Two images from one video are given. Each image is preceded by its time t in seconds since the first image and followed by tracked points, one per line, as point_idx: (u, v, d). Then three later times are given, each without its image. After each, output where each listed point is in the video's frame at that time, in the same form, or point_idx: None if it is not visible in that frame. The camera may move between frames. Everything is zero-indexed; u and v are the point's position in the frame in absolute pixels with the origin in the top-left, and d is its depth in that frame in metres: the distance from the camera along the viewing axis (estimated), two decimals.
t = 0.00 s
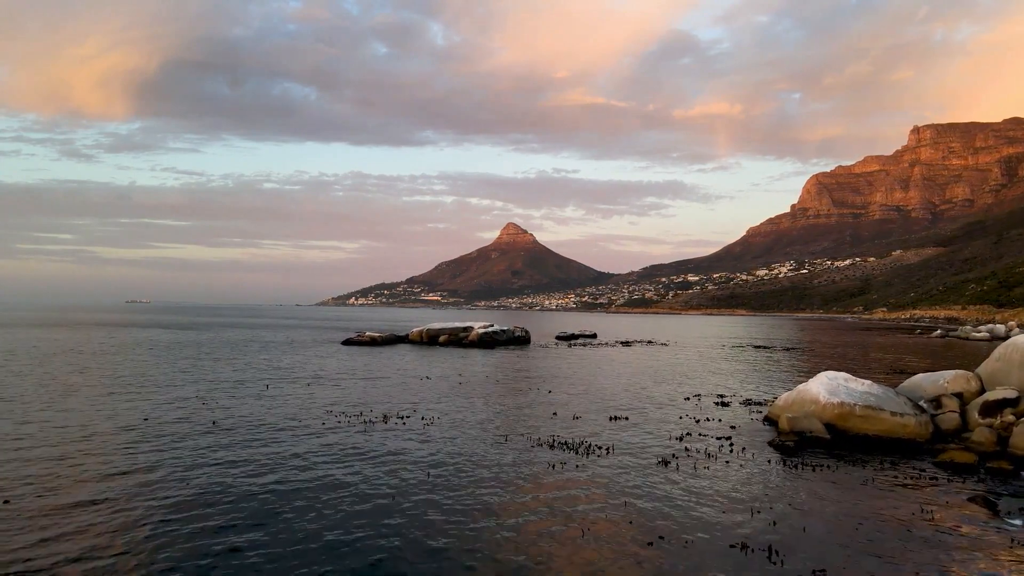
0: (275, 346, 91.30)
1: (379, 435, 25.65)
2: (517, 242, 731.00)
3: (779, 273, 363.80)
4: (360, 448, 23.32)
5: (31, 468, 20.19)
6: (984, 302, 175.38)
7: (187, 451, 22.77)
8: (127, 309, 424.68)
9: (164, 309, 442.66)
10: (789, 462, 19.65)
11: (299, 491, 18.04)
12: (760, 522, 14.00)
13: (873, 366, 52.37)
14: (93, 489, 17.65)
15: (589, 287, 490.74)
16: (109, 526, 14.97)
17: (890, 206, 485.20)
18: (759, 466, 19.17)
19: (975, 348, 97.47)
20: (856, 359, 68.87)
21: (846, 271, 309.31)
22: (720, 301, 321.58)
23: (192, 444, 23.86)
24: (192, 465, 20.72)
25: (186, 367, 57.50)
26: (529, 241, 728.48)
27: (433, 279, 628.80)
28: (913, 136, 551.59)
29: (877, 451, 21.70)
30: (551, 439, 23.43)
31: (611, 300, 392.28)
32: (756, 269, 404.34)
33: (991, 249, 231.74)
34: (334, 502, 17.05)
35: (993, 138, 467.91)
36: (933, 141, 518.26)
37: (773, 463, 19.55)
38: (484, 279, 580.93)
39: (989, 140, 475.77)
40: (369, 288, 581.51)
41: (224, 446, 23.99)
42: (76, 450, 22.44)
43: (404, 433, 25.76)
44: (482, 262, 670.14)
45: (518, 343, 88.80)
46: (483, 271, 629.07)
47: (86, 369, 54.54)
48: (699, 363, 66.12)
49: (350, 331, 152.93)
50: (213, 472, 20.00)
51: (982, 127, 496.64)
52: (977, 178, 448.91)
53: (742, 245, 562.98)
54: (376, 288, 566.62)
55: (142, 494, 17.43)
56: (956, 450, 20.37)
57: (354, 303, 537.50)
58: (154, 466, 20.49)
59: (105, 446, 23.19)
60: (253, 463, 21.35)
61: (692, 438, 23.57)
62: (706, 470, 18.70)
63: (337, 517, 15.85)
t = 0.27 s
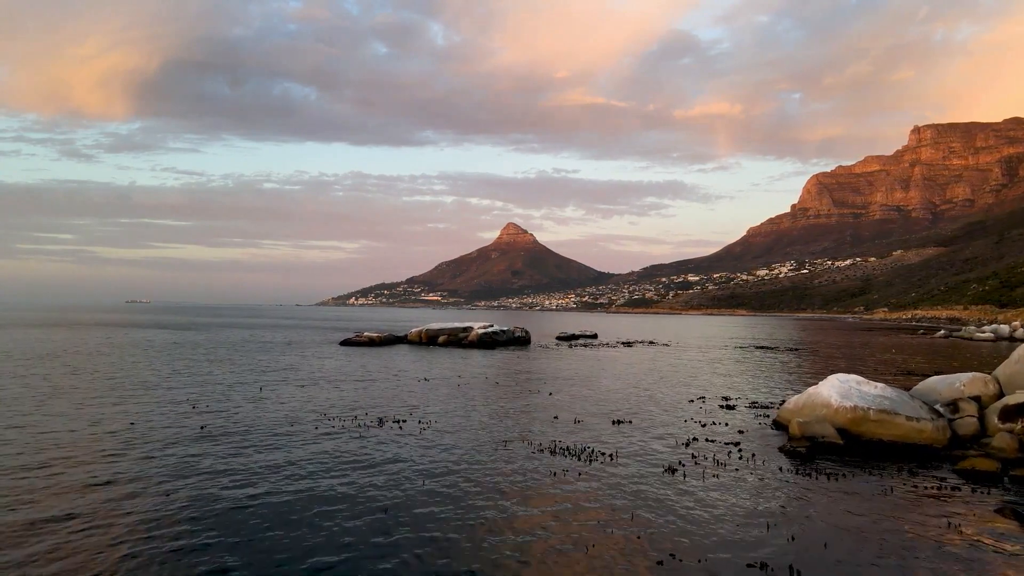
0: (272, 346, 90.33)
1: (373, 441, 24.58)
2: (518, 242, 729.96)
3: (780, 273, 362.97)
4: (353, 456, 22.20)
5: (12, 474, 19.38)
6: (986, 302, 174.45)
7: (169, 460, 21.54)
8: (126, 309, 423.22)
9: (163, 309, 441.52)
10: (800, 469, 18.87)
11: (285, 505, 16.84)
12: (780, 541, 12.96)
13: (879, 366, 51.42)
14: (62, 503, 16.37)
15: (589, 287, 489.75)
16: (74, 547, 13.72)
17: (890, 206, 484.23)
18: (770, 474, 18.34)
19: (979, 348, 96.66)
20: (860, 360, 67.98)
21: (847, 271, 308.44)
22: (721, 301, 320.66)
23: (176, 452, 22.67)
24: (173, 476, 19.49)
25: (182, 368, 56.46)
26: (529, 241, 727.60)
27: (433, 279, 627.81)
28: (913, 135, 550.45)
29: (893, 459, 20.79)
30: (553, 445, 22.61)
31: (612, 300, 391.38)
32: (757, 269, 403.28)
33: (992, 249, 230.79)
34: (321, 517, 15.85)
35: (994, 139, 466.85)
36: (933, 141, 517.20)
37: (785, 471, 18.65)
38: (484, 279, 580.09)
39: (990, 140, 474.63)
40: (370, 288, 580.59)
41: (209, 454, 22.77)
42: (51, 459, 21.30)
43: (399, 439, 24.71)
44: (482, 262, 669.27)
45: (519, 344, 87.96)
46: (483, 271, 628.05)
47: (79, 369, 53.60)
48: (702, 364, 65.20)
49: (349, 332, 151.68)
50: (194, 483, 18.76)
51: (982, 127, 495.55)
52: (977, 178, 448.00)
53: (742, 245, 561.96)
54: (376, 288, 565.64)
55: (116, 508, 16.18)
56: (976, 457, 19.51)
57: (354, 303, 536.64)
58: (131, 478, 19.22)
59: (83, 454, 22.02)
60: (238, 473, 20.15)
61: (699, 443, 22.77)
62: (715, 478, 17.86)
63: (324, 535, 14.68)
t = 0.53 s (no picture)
0: (270, 346, 89.31)
1: (367, 445, 23.59)
2: (518, 242, 728.96)
3: (780, 273, 361.98)
4: (345, 462, 21.18)
5: None
6: (988, 302, 173.41)
7: (150, 464, 20.39)
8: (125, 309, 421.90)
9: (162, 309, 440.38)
10: (814, 478, 18.01)
11: (271, 521, 15.74)
12: (803, 565, 11.96)
13: (886, 367, 50.43)
14: (28, 520, 15.18)
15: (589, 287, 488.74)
16: (44, 568, 12.70)
17: (891, 206, 483.16)
18: (783, 483, 17.48)
19: (984, 348, 95.65)
20: (865, 361, 67.05)
21: (847, 271, 307.41)
22: (721, 301, 319.59)
23: (159, 455, 21.55)
24: (153, 484, 18.33)
25: (177, 368, 55.48)
26: (529, 241, 726.61)
27: (433, 279, 626.84)
28: (914, 135, 549.32)
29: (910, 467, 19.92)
30: (554, 451, 21.73)
31: (612, 300, 390.32)
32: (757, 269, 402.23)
33: (994, 249, 229.74)
34: (309, 535, 14.78)
35: (994, 138, 465.71)
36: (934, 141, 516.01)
37: (798, 480, 17.77)
38: (484, 279, 579.03)
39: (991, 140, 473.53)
40: (370, 288, 579.52)
41: (193, 457, 21.62)
42: (25, 464, 20.08)
43: (394, 443, 23.74)
44: (482, 262, 668.29)
45: (519, 344, 87.03)
46: (483, 271, 627.00)
47: (72, 369, 52.61)
48: (704, 365, 64.26)
49: (348, 332, 150.60)
50: (176, 493, 17.65)
51: (983, 126, 494.45)
52: (978, 178, 446.85)
53: (743, 245, 560.91)
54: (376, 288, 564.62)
55: (88, 525, 15.02)
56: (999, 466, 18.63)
57: (353, 303, 535.54)
58: (107, 486, 18.02)
59: (59, 459, 20.84)
60: (223, 481, 19.05)
61: (706, 449, 21.91)
62: (726, 488, 17.02)
63: (313, 557, 13.64)
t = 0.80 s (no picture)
0: (267, 347, 88.32)
1: (361, 452, 22.39)
2: (517, 242, 728.21)
3: (781, 273, 361.13)
4: (338, 471, 20.16)
5: None
6: (990, 302, 172.52)
7: (130, 470, 19.16)
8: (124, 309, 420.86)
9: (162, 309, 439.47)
10: (830, 487, 17.06)
11: (257, 538, 14.51)
12: None
13: (894, 367, 49.44)
14: None
15: (589, 287, 487.76)
16: None
17: (891, 206, 482.30)
18: (799, 493, 16.54)
19: (988, 348, 94.77)
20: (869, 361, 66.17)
21: (848, 271, 306.54)
22: (722, 301, 318.67)
23: (144, 463, 20.55)
24: (132, 491, 17.09)
25: (171, 368, 54.51)
26: (529, 241, 725.69)
27: (433, 279, 625.94)
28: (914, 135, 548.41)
29: (929, 475, 18.99)
30: (555, 457, 20.80)
31: (612, 300, 389.40)
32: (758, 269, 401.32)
33: (994, 249, 228.90)
34: (295, 557, 13.51)
35: (995, 138, 464.79)
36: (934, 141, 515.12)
37: (812, 489, 16.87)
38: (484, 279, 578.10)
39: (991, 140, 472.72)
40: (370, 288, 578.74)
41: (177, 463, 20.37)
42: None
43: (389, 451, 22.61)
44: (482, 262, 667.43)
45: (519, 344, 86.07)
46: (483, 271, 626.08)
47: (64, 369, 51.59)
48: (707, 366, 63.29)
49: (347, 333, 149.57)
50: (156, 502, 16.40)
51: (983, 126, 493.63)
52: (979, 178, 445.95)
53: (743, 245, 560.05)
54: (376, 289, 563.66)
55: (55, 543, 13.72)
56: None
57: (353, 303, 534.62)
58: (81, 496, 16.75)
59: (32, 467, 19.62)
60: (208, 489, 17.80)
61: (715, 456, 20.91)
62: (738, 499, 16.09)
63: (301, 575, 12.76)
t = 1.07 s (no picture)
0: (265, 347, 87.40)
1: (354, 462, 21.32)
2: (518, 242, 726.56)
3: (781, 273, 360.16)
4: (330, 479, 19.29)
5: None
6: (992, 302, 171.50)
7: (113, 480, 18.28)
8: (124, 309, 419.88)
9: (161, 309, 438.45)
10: (847, 497, 16.22)
11: (238, 560, 13.40)
12: None
13: (901, 369, 48.51)
14: None
15: (590, 287, 486.78)
16: None
17: (892, 206, 481.26)
18: (814, 505, 15.69)
19: (993, 349, 93.78)
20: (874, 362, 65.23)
21: (849, 271, 305.72)
22: (722, 302, 317.66)
23: (128, 471, 19.67)
24: (113, 503, 16.22)
25: (166, 370, 53.58)
26: (529, 241, 724.65)
27: (433, 279, 625.09)
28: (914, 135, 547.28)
29: (947, 483, 18.11)
30: (557, 464, 19.94)
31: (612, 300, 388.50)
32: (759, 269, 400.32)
33: (995, 249, 228.05)
34: None
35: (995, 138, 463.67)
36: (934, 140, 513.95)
37: (829, 501, 16.01)
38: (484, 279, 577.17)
39: (992, 139, 471.61)
40: (370, 288, 577.84)
41: (160, 473, 19.29)
42: None
43: (383, 459, 21.57)
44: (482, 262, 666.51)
45: (519, 345, 85.12)
46: (483, 271, 625.21)
47: (56, 370, 50.62)
48: (710, 366, 62.40)
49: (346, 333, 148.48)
50: (138, 515, 15.56)
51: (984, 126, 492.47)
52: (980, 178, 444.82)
53: (743, 245, 559.04)
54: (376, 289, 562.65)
55: (26, 561, 12.87)
56: None
57: (353, 303, 533.54)
58: (52, 511, 15.65)
59: (10, 476, 18.69)
60: (192, 501, 16.86)
61: (723, 463, 20.06)
62: (750, 511, 15.26)
63: None
